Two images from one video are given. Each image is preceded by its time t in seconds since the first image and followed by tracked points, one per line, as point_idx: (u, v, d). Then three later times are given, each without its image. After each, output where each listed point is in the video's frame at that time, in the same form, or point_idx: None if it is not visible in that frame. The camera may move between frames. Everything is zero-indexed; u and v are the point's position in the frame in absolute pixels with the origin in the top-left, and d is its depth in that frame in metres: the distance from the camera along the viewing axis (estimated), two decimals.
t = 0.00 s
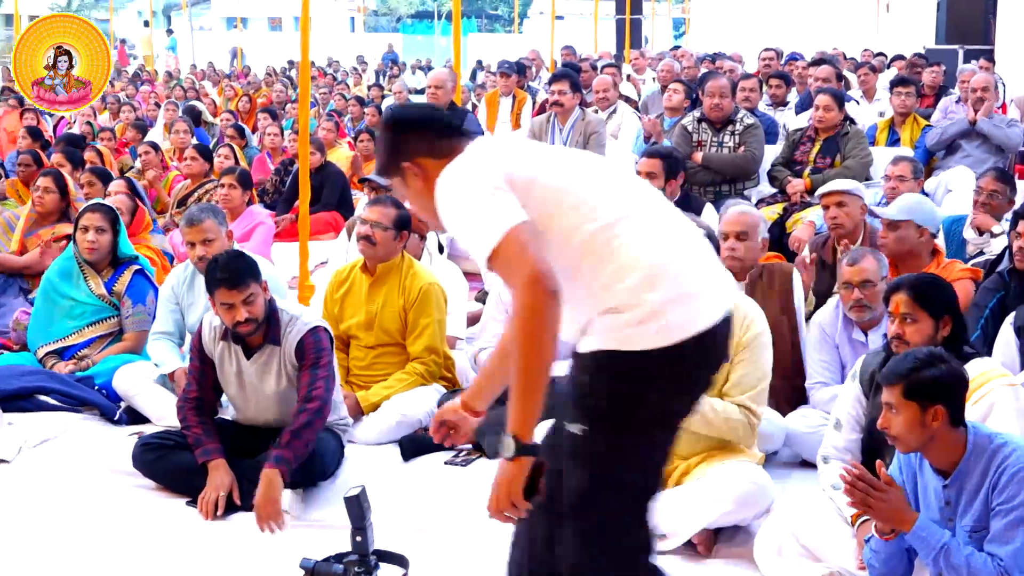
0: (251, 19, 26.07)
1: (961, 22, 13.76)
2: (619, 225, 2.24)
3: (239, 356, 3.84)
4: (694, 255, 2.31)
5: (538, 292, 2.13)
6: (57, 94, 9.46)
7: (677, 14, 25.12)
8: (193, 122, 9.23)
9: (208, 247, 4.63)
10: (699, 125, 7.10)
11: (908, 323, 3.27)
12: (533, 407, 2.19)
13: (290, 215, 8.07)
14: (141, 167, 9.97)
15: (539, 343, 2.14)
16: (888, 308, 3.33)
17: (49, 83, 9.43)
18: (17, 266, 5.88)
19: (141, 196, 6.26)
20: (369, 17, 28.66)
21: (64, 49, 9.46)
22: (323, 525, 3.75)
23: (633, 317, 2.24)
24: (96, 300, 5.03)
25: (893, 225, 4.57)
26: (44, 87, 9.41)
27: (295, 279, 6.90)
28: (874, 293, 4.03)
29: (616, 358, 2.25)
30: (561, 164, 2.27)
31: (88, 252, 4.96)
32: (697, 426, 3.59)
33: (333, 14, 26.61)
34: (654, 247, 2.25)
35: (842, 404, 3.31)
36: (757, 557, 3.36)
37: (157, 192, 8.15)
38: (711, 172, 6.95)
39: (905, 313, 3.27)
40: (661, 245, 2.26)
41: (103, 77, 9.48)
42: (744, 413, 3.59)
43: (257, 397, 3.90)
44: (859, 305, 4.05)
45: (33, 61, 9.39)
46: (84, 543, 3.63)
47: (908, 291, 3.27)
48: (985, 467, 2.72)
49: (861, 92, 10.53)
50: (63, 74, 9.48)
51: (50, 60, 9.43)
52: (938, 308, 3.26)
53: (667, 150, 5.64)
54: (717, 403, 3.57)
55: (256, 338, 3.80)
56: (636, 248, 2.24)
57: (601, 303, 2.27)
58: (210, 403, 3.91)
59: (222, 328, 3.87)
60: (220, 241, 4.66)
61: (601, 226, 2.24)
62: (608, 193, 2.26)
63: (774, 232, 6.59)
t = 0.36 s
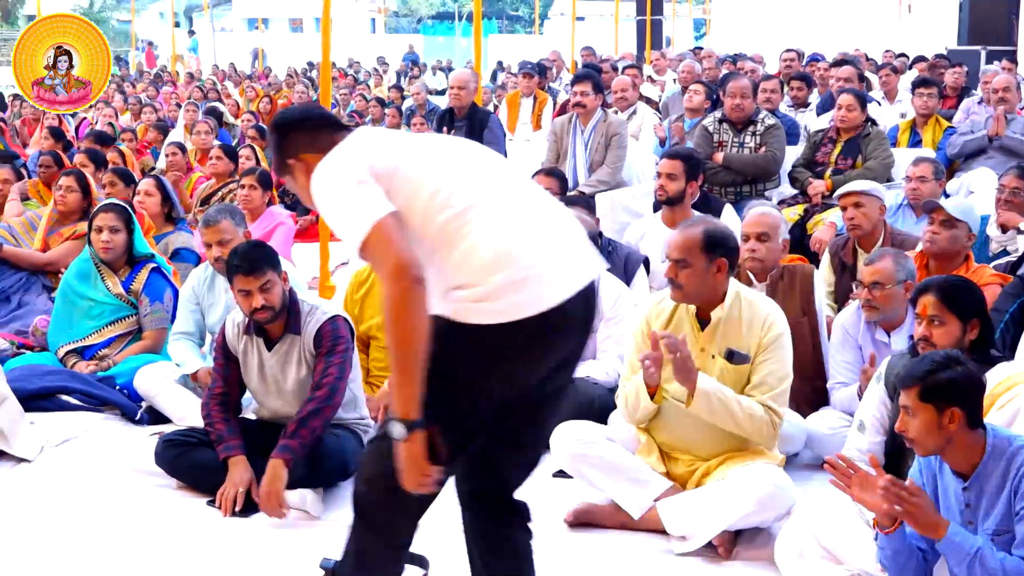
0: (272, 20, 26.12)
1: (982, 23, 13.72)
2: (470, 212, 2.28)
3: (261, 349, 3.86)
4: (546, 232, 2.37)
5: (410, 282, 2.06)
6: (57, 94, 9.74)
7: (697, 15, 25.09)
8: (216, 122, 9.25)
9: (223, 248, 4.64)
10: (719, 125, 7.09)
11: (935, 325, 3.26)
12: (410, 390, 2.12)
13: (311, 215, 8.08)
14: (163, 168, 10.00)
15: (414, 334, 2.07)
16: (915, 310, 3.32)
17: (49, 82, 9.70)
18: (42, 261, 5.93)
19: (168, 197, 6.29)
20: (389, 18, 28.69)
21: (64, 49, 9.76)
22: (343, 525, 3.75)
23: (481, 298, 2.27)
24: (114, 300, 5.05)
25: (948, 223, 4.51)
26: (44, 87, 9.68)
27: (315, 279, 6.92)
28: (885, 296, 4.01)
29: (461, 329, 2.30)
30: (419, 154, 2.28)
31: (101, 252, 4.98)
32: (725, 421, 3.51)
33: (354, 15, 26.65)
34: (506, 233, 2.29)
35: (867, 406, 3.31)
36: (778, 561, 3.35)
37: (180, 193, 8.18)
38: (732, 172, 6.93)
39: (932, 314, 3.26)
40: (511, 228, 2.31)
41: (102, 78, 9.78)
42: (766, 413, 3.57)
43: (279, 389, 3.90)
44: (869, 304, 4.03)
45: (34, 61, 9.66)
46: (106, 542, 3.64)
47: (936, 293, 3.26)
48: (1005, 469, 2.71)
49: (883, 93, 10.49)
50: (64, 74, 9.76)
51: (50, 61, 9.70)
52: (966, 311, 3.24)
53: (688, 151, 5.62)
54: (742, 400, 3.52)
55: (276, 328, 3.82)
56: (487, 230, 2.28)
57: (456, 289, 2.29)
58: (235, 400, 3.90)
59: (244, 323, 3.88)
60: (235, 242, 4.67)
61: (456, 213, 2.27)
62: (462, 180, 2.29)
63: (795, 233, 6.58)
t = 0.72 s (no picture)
0: (290, 21, 26.10)
1: (1002, 23, 13.66)
2: (337, 244, 2.63)
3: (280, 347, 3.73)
4: (425, 257, 2.66)
5: (256, 307, 2.52)
6: (57, 94, 9.34)
7: (715, 16, 25.04)
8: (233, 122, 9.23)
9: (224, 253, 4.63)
10: (737, 126, 7.08)
11: (955, 328, 3.26)
12: (252, 407, 2.58)
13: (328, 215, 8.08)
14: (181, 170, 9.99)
15: (259, 352, 2.52)
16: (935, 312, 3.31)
17: (48, 82, 9.30)
18: (60, 265, 5.97)
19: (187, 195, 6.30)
20: (407, 19, 28.71)
21: (64, 48, 9.32)
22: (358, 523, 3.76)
23: (361, 305, 2.54)
24: (131, 300, 5.06)
25: (972, 223, 4.49)
26: (43, 86, 9.28)
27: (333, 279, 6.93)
28: (897, 296, 4.00)
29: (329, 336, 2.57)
30: (304, 204, 2.70)
31: (119, 252, 4.98)
32: (736, 429, 3.54)
33: (372, 16, 26.64)
34: (366, 258, 2.60)
35: (885, 408, 3.29)
36: (796, 562, 3.36)
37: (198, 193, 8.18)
38: (749, 173, 6.92)
39: (952, 317, 3.25)
40: (383, 251, 2.62)
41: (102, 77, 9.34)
42: (783, 415, 3.56)
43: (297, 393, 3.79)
44: (882, 305, 4.03)
45: (32, 61, 9.27)
46: (124, 541, 3.65)
47: (956, 296, 3.25)
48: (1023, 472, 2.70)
49: (901, 93, 10.45)
50: (63, 73, 9.35)
51: (49, 60, 9.30)
52: (985, 313, 3.23)
53: (706, 151, 5.61)
54: (756, 406, 3.54)
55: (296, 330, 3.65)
56: (355, 254, 2.61)
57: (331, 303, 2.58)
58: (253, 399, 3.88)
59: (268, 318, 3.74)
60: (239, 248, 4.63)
61: (323, 246, 2.63)
62: (339, 219, 2.66)
63: (813, 233, 6.57)
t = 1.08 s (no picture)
0: (308, 22, 26.14)
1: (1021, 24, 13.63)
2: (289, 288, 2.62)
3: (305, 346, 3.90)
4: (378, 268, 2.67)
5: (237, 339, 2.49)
6: (57, 93, 9.31)
7: (733, 16, 25.03)
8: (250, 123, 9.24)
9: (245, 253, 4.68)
10: (756, 127, 7.06)
11: (970, 329, 3.24)
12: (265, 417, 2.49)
13: (346, 215, 8.08)
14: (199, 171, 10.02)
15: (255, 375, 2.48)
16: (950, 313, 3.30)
17: (49, 83, 9.25)
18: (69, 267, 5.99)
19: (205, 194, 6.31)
20: (425, 20, 28.74)
21: (65, 49, 9.28)
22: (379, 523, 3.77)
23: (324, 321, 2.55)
24: (153, 301, 5.08)
25: (974, 224, 4.48)
26: (43, 87, 9.24)
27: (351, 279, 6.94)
28: (936, 293, 3.99)
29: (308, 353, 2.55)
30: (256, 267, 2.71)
31: (143, 253, 5.01)
32: (759, 425, 3.52)
33: (390, 16, 26.67)
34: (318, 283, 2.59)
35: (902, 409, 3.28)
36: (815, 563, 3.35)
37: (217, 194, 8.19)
38: (768, 174, 6.91)
39: (966, 319, 3.24)
40: (328, 272, 2.62)
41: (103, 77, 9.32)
42: (802, 415, 3.56)
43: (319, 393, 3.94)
44: (921, 305, 4.00)
45: (32, 61, 9.19)
46: (144, 540, 3.66)
47: (970, 297, 3.24)
48: None
49: (920, 94, 10.44)
50: (64, 74, 9.32)
51: (50, 60, 9.24)
52: (1000, 313, 3.22)
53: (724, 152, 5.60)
54: (778, 404, 3.52)
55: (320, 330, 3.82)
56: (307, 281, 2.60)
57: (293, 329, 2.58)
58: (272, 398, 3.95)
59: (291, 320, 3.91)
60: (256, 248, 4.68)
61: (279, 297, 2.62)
62: (288, 265, 2.66)
63: (832, 234, 6.56)
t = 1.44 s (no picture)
0: (323, 22, 26.19)
1: None
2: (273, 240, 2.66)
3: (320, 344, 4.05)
4: (349, 218, 2.70)
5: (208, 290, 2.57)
6: (57, 93, 9.46)
7: (748, 16, 25.02)
8: (265, 123, 9.26)
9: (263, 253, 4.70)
10: (770, 127, 7.06)
11: (988, 331, 3.22)
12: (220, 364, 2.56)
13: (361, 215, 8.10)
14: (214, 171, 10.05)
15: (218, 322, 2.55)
16: (969, 314, 3.28)
17: (49, 82, 9.43)
18: (82, 270, 5.99)
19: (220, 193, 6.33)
20: (440, 20, 28.80)
21: (64, 49, 9.47)
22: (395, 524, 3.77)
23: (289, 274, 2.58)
24: (169, 301, 5.09)
25: (970, 224, 4.48)
26: (43, 86, 9.41)
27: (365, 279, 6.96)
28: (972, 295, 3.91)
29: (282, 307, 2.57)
30: (257, 214, 2.74)
31: (159, 254, 5.02)
32: (773, 428, 3.50)
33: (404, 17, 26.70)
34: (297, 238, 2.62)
35: (919, 410, 3.27)
36: (830, 565, 3.34)
37: (231, 193, 8.22)
38: (782, 174, 6.91)
39: (985, 320, 3.22)
40: (306, 228, 2.65)
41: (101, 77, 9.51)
42: (816, 417, 3.54)
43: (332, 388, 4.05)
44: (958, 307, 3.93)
45: (33, 61, 9.37)
46: (159, 539, 3.67)
47: (989, 298, 3.23)
48: None
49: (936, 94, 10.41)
50: (64, 73, 9.48)
51: (50, 60, 9.42)
52: (1020, 315, 3.20)
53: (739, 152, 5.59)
54: (793, 405, 3.51)
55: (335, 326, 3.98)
56: (278, 230, 2.65)
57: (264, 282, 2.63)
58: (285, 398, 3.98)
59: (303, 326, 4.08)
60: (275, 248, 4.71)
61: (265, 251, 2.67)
62: (279, 218, 2.70)
63: (846, 234, 6.56)
